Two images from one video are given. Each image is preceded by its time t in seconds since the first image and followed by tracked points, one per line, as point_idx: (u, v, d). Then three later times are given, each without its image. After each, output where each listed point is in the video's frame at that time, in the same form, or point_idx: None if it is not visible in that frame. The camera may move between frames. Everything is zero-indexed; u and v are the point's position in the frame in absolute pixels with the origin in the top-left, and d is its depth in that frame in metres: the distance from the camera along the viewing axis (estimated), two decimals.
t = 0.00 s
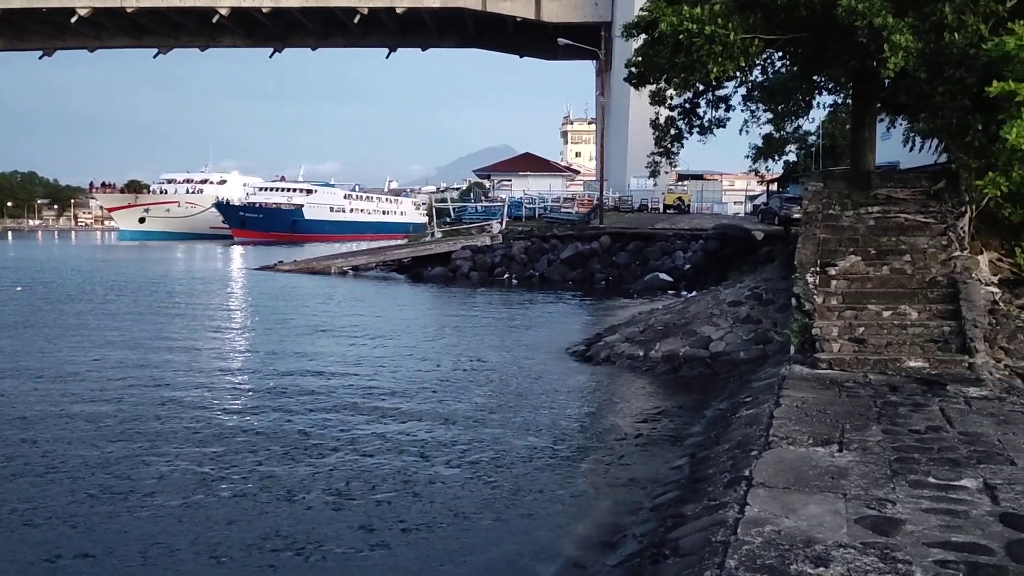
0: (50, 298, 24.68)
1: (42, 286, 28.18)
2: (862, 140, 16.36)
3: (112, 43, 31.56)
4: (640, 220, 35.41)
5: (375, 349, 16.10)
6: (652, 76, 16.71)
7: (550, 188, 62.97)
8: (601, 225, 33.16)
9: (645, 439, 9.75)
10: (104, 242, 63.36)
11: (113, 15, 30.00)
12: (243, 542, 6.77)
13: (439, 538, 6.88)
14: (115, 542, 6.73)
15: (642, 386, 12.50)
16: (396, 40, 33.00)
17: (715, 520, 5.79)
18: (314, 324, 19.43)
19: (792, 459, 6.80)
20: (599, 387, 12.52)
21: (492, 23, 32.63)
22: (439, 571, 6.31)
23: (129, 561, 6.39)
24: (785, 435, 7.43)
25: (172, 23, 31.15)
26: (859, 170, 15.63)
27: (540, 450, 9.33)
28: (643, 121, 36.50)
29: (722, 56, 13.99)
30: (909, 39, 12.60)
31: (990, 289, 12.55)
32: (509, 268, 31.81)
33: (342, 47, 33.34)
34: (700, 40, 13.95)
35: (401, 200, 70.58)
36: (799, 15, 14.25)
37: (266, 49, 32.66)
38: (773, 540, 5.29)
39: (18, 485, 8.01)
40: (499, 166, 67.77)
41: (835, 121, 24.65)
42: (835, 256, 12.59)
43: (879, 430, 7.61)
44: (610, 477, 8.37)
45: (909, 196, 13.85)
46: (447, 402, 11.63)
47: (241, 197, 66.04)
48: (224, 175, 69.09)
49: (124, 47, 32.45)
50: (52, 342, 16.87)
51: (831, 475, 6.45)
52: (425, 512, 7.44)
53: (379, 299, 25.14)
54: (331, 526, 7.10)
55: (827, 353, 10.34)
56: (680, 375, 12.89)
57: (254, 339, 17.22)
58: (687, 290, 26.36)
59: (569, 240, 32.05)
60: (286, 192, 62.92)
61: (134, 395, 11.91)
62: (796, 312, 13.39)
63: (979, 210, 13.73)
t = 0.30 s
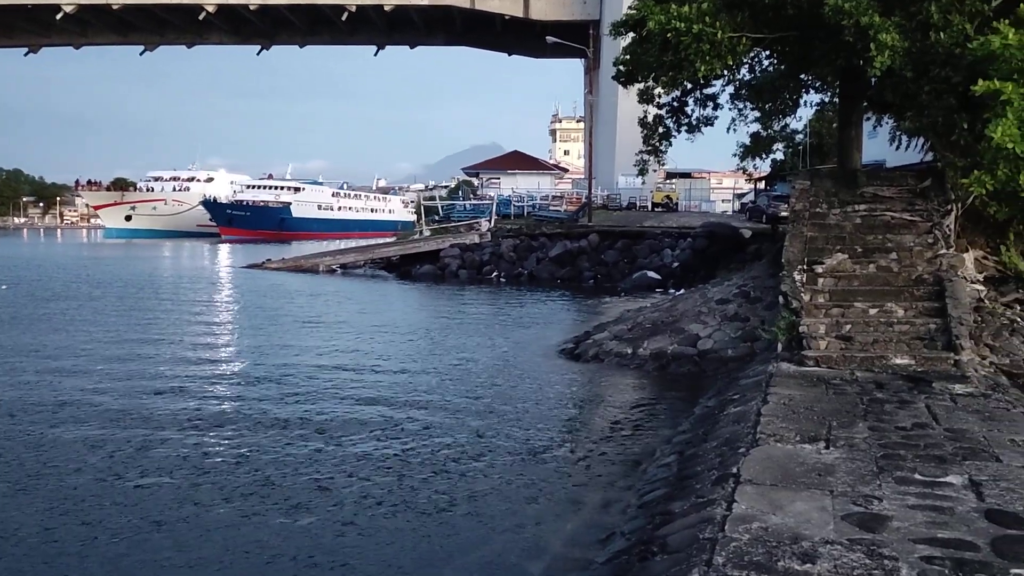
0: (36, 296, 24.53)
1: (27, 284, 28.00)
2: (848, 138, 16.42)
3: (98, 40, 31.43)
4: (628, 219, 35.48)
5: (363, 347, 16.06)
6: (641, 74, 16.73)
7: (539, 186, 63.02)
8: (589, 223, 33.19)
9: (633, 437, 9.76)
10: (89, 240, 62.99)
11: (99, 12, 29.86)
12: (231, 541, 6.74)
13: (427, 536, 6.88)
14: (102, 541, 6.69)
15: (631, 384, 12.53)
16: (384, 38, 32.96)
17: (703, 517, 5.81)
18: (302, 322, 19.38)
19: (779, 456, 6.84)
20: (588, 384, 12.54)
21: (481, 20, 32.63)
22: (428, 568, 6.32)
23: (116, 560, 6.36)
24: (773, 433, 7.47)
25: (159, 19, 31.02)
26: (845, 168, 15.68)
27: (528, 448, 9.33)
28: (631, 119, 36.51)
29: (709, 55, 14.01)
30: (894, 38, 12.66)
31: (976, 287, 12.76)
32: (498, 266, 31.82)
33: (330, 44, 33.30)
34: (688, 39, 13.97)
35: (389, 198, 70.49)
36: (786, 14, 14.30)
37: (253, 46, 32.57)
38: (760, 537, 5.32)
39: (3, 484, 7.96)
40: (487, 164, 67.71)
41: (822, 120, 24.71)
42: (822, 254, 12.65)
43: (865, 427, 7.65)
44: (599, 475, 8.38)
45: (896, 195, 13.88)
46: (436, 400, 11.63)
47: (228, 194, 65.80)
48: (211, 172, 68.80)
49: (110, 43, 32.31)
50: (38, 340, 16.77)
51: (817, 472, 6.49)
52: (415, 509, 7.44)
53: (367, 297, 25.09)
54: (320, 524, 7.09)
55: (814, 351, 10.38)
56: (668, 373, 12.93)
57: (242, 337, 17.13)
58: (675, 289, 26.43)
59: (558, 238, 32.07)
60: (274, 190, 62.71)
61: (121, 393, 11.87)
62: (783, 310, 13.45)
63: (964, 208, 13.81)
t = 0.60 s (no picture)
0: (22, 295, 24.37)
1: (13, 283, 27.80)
2: (836, 137, 16.48)
3: (85, 38, 31.34)
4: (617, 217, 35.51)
5: (352, 346, 16.01)
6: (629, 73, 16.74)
7: (528, 184, 63.01)
8: (579, 222, 33.20)
9: (622, 435, 9.77)
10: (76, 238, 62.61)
11: (86, 9, 29.77)
12: (216, 540, 6.71)
13: (416, 534, 6.87)
14: (87, 540, 6.65)
15: (621, 382, 12.54)
16: (373, 36, 32.95)
17: (692, 515, 5.83)
18: (290, 321, 19.31)
19: (767, 454, 6.86)
20: (577, 383, 12.55)
21: (470, 19, 32.66)
22: (417, 566, 6.32)
23: (100, 559, 6.33)
24: (760, 430, 7.49)
25: (147, 17, 30.95)
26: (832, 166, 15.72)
27: (517, 446, 9.33)
28: (620, 117, 36.56)
29: (698, 53, 14.05)
30: (882, 37, 12.71)
31: (962, 286, 12.83)
32: (487, 265, 31.80)
33: (318, 42, 33.27)
34: (677, 38, 14.00)
35: (378, 196, 70.37)
36: (774, 13, 14.35)
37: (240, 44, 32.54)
38: (748, 534, 5.33)
39: None
40: (477, 162, 67.66)
41: (810, 118, 24.78)
42: (810, 252, 12.69)
43: (853, 425, 7.68)
44: (589, 473, 8.39)
45: (883, 193, 13.93)
46: (424, 398, 11.61)
47: (216, 193, 65.55)
48: (199, 170, 68.52)
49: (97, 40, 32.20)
50: (24, 339, 16.66)
51: (805, 469, 6.51)
52: (405, 507, 7.44)
53: (356, 296, 25.02)
54: (308, 523, 7.06)
55: (802, 349, 10.42)
56: (657, 372, 12.95)
57: (229, 336, 17.05)
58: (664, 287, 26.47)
59: (547, 236, 32.07)
60: (262, 188, 62.50)
61: (107, 392, 11.80)
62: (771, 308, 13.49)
63: (951, 206, 13.88)
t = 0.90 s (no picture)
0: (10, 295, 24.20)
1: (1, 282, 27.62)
2: (825, 136, 16.53)
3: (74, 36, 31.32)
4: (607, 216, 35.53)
5: (342, 345, 15.93)
6: (620, 72, 16.73)
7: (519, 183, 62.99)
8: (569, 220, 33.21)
9: (613, 434, 9.77)
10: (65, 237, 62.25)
11: (74, 7, 29.77)
12: (206, 541, 6.67)
13: (409, 533, 6.87)
14: (74, 542, 6.60)
15: (611, 380, 12.55)
16: (363, 35, 32.97)
17: (682, 513, 5.84)
18: (280, 320, 19.20)
19: (757, 452, 6.88)
20: (568, 381, 12.55)
21: (460, 18, 32.71)
22: (409, 564, 6.32)
23: (87, 560, 6.29)
24: (751, 428, 7.51)
25: (137, 15, 30.95)
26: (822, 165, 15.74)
27: (508, 445, 9.33)
28: (610, 116, 36.59)
29: (688, 52, 14.06)
30: (871, 36, 12.74)
31: (951, 284, 12.87)
32: (478, 263, 31.78)
33: (309, 41, 33.29)
34: (667, 37, 14.01)
35: (368, 195, 70.24)
36: (763, 12, 14.40)
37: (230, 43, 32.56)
38: (738, 532, 5.35)
39: None
40: (467, 161, 67.58)
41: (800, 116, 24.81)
42: (800, 250, 12.73)
43: (843, 423, 7.71)
44: (579, 471, 8.39)
45: (872, 191, 13.97)
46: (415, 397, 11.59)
47: (206, 191, 65.32)
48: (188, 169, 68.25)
49: (87, 39, 32.16)
50: (12, 339, 16.55)
51: (795, 467, 6.53)
52: (398, 506, 7.43)
53: (346, 295, 24.93)
54: (298, 523, 7.03)
55: (792, 348, 10.44)
56: (648, 370, 12.97)
57: (219, 335, 16.95)
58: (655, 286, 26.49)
59: (537, 235, 32.07)
60: (252, 187, 62.29)
61: (95, 392, 11.74)
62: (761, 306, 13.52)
63: (939, 205, 13.91)
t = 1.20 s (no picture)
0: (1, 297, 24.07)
1: None
2: (818, 137, 16.56)
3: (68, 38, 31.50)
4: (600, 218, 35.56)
5: (336, 348, 15.87)
6: (612, 74, 16.76)
7: (512, 185, 63.02)
8: (562, 222, 33.22)
9: (606, 436, 9.76)
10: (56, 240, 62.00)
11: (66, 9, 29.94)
12: (196, 543, 6.64)
13: (402, 535, 6.86)
14: (64, 544, 6.57)
15: (604, 382, 12.55)
16: (356, 36, 33.18)
17: (675, 514, 5.84)
18: (273, 323, 19.14)
19: (750, 453, 6.89)
20: (560, 382, 12.56)
21: (453, 20, 32.88)
22: (401, 566, 6.31)
23: (76, 562, 6.26)
24: (743, 430, 7.52)
25: (130, 16, 31.15)
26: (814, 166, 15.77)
27: (501, 447, 9.31)
28: (603, 117, 36.65)
29: (680, 54, 14.16)
30: (862, 39, 12.80)
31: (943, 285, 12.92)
32: (471, 265, 31.77)
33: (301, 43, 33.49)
34: (659, 39, 14.04)
35: (361, 197, 70.17)
36: (755, 14, 14.40)
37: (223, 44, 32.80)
38: (731, 533, 5.35)
39: None
40: (460, 163, 67.58)
41: (792, 119, 24.87)
42: (792, 252, 12.75)
43: (835, 424, 7.72)
44: (572, 473, 8.39)
45: (864, 193, 13.99)
46: (408, 399, 11.56)
47: (198, 194, 65.18)
48: (180, 171, 68.05)
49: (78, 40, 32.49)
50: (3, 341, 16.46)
51: (787, 468, 6.54)
52: (392, 508, 7.42)
53: (340, 297, 24.87)
54: (290, 525, 7.00)
55: (785, 349, 10.46)
56: (641, 372, 12.97)
57: (213, 338, 16.89)
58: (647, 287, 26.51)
59: (530, 237, 32.09)
60: (244, 189, 62.16)
61: (86, 394, 11.69)
62: (754, 308, 13.54)
63: (931, 206, 13.94)
